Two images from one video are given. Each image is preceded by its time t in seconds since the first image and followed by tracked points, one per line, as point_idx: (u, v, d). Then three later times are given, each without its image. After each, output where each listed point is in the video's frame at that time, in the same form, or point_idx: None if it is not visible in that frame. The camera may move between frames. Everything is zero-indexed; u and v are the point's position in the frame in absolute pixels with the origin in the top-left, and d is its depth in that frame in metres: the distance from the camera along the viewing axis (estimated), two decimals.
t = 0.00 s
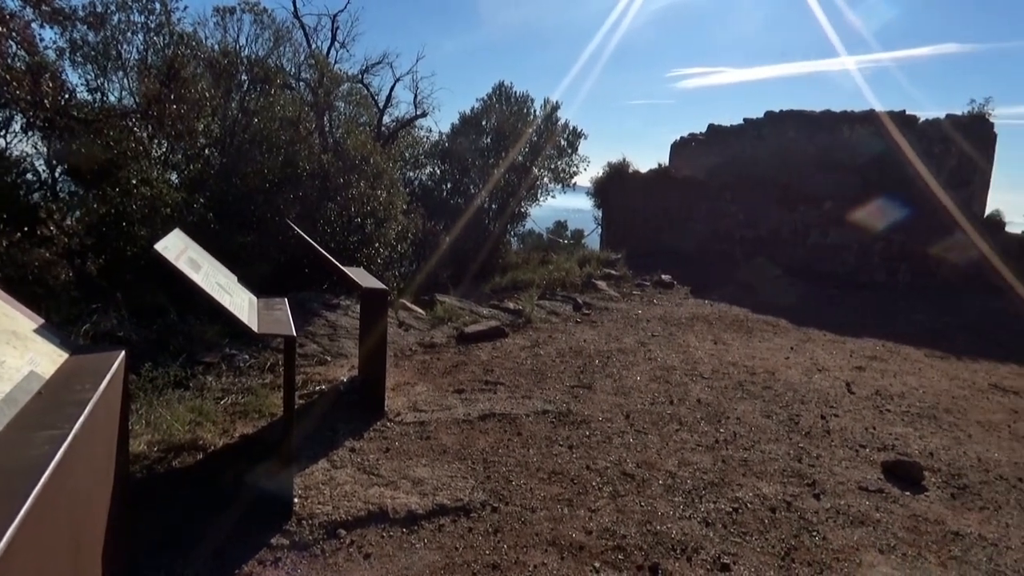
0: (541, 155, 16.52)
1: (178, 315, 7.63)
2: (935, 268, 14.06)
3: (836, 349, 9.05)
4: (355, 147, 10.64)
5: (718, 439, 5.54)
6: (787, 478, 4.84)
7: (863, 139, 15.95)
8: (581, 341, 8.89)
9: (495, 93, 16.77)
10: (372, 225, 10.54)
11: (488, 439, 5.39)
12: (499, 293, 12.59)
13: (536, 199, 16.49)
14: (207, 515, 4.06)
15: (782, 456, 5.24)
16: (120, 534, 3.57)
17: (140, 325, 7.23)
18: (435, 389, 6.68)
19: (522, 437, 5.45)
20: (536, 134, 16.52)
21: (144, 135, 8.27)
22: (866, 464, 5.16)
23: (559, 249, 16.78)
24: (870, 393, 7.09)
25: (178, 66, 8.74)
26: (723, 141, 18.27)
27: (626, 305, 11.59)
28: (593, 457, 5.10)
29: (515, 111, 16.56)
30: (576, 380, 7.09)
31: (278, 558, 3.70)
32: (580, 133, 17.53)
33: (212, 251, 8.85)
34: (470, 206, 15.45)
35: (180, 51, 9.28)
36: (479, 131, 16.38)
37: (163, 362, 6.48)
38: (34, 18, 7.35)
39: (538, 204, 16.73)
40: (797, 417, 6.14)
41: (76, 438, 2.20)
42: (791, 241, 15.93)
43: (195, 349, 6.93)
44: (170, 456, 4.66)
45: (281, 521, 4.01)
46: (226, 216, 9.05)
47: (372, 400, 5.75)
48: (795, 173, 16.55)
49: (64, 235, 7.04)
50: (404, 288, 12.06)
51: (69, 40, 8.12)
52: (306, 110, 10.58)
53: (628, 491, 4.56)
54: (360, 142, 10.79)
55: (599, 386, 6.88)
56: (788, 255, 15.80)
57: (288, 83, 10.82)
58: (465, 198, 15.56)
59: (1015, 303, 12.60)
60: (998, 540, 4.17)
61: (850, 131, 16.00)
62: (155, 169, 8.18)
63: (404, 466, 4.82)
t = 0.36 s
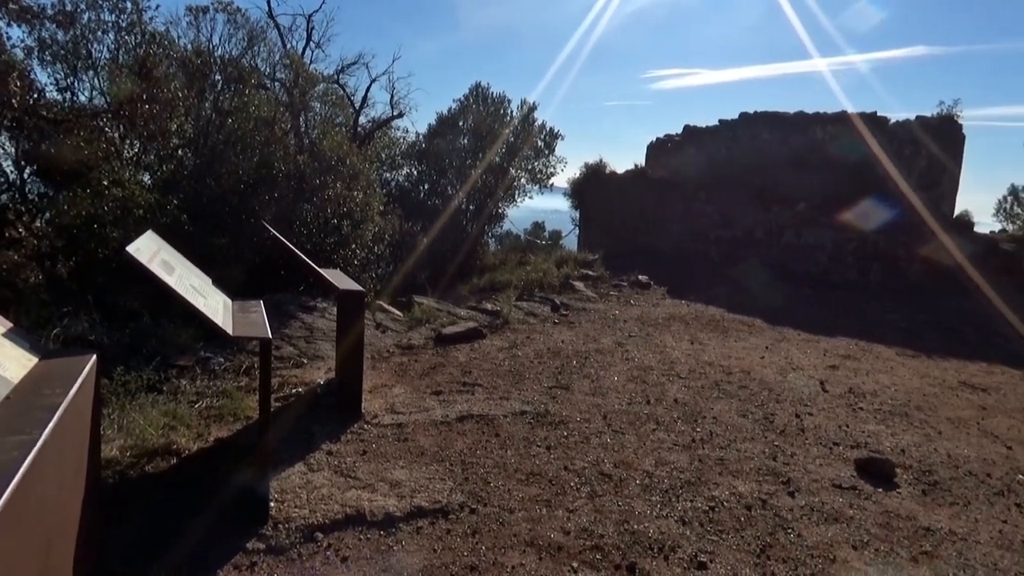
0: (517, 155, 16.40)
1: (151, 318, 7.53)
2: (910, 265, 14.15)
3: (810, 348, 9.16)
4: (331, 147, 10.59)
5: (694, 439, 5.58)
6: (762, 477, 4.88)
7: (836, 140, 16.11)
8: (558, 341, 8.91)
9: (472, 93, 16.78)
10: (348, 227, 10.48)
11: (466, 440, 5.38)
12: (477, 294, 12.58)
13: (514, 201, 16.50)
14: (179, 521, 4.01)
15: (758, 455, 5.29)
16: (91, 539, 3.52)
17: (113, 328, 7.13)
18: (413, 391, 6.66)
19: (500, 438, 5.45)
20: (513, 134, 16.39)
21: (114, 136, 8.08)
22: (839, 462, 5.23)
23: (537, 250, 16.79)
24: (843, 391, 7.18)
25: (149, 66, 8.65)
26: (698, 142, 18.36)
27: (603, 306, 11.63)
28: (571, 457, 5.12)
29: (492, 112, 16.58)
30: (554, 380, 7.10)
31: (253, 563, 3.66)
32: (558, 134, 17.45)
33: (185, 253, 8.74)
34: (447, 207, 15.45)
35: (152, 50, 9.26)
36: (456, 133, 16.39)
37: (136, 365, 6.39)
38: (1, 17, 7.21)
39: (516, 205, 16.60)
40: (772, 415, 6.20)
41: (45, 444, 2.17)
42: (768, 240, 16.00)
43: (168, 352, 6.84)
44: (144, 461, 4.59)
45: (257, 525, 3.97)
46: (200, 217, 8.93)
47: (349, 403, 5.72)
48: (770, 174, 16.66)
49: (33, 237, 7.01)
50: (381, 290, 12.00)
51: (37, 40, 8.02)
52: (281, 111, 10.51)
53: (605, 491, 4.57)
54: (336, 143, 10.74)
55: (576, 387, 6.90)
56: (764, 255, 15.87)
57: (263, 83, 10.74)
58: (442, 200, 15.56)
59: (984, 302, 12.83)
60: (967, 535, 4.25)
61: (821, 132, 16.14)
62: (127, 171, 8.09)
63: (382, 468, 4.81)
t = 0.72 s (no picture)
0: (496, 156, 16.48)
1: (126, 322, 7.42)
2: (886, 265, 14.30)
3: (786, 347, 9.24)
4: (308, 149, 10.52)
5: (673, 438, 5.61)
6: (741, 475, 4.92)
7: (810, 142, 16.30)
8: (538, 342, 8.91)
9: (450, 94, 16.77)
10: (326, 228, 10.40)
11: (446, 442, 5.36)
12: (456, 295, 12.55)
13: (492, 202, 16.50)
14: (154, 526, 3.95)
15: (736, 453, 5.33)
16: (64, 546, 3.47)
17: (86, 331, 7.02)
18: (392, 393, 6.63)
19: (480, 439, 5.44)
20: (491, 135, 16.51)
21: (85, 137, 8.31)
22: (816, 459, 5.28)
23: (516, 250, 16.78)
24: (819, 389, 7.26)
25: (122, 65, 8.87)
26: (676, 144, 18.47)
27: (583, 307, 11.66)
28: (551, 458, 5.13)
29: (470, 113, 16.58)
30: (533, 381, 7.10)
31: (231, 568, 3.62)
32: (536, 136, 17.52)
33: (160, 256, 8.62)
34: (426, 208, 15.43)
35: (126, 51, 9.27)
36: (434, 134, 16.38)
37: (109, 369, 6.29)
38: None
39: (494, 205, 16.65)
40: (750, 414, 6.25)
41: (18, 449, 2.13)
42: (746, 241, 16.09)
43: (143, 356, 6.75)
44: (118, 467, 4.52)
45: (235, 529, 3.93)
46: (175, 219, 8.82)
47: (327, 405, 5.67)
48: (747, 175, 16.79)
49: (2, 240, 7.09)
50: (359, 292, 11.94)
51: (7, 39, 7.97)
52: (257, 112, 10.43)
53: (586, 491, 4.58)
54: (314, 144, 10.68)
55: (556, 388, 6.91)
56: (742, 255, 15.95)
57: (238, 84, 10.65)
58: (421, 201, 15.54)
59: (957, 300, 13.04)
60: (941, 530, 4.30)
61: (797, 133, 16.47)
62: (99, 173, 8.03)
63: (361, 471, 4.78)
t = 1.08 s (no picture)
0: (478, 158, 16.50)
1: (103, 325, 7.33)
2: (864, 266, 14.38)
3: (767, 347, 9.31)
4: (288, 150, 10.46)
5: (655, 438, 5.63)
6: (722, 475, 4.95)
7: (789, 144, 16.44)
8: (520, 343, 8.91)
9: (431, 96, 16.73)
10: (307, 230, 10.32)
11: (429, 444, 5.35)
12: (438, 297, 12.51)
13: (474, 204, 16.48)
14: (132, 531, 3.91)
15: (718, 453, 5.36)
16: (40, 550, 3.42)
17: (63, 335, 6.93)
18: (374, 395, 6.60)
19: (463, 441, 5.43)
20: (473, 137, 16.51)
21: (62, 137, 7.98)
22: (796, 459, 5.32)
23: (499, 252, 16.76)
24: (799, 389, 7.32)
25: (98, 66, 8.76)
26: (657, 146, 18.57)
27: (564, 308, 11.69)
28: (534, 459, 5.13)
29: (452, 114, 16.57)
30: (516, 383, 7.10)
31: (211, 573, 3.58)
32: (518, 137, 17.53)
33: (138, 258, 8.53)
34: (407, 210, 15.38)
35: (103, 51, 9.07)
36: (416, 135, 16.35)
37: (86, 373, 6.21)
38: None
39: (477, 208, 16.77)
40: (731, 414, 6.29)
41: None
42: (725, 242, 16.14)
43: (120, 359, 6.67)
44: (96, 472, 4.47)
45: (216, 533, 3.89)
46: (152, 221, 8.80)
47: (308, 408, 5.64)
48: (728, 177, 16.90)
49: None
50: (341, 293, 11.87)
51: None
52: (237, 113, 10.36)
53: (568, 492, 4.58)
54: (294, 146, 10.61)
55: (539, 389, 6.91)
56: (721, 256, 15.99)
57: (217, 85, 10.56)
58: (402, 203, 15.49)
59: (933, 301, 13.21)
60: (919, 527, 4.36)
61: (775, 135, 16.64)
62: (78, 176, 7.96)
63: (343, 473, 4.75)
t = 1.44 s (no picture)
0: (461, 160, 16.49)
1: (82, 329, 7.24)
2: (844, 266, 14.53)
3: (749, 347, 9.37)
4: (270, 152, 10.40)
5: (638, 438, 5.65)
6: (705, 474, 4.97)
7: (770, 146, 16.57)
8: (504, 345, 8.91)
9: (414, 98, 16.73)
10: (289, 232, 10.26)
11: (412, 446, 5.33)
12: (422, 299, 12.48)
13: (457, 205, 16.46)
14: (112, 535, 3.87)
15: (700, 453, 5.39)
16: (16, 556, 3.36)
17: (41, 339, 6.84)
18: (357, 398, 6.57)
19: (446, 443, 5.42)
20: (456, 138, 16.52)
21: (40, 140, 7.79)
22: (778, 458, 5.35)
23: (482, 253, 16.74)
24: (780, 388, 7.38)
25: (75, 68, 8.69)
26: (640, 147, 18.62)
27: (548, 309, 11.70)
28: (517, 460, 5.13)
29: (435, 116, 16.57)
30: (499, 384, 7.10)
31: None
32: (501, 139, 17.54)
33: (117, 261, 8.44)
34: (390, 211, 15.36)
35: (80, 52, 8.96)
36: (398, 137, 16.32)
37: (65, 377, 6.14)
38: None
39: (460, 209, 16.66)
40: (713, 414, 6.32)
41: None
42: (708, 243, 16.16)
43: (99, 363, 6.60)
44: (75, 477, 4.42)
45: (198, 537, 3.86)
46: (131, 223, 8.72)
47: (290, 411, 5.61)
48: (710, 178, 17.00)
49: None
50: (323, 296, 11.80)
51: None
52: (218, 114, 10.30)
53: (552, 493, 4.59)
54: (275, 147, 10.55)
55: (522, 390, 6.92)
56: (704, 257, 16.01)
57: (197, 86, 10.49)
58: (385, 204, 15.44)
59: (912, 301, 13.36)
60: (899, 524, 4.40)
61: (756, 137, 16.76)
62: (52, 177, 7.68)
63: (326, 476, 4.73)
